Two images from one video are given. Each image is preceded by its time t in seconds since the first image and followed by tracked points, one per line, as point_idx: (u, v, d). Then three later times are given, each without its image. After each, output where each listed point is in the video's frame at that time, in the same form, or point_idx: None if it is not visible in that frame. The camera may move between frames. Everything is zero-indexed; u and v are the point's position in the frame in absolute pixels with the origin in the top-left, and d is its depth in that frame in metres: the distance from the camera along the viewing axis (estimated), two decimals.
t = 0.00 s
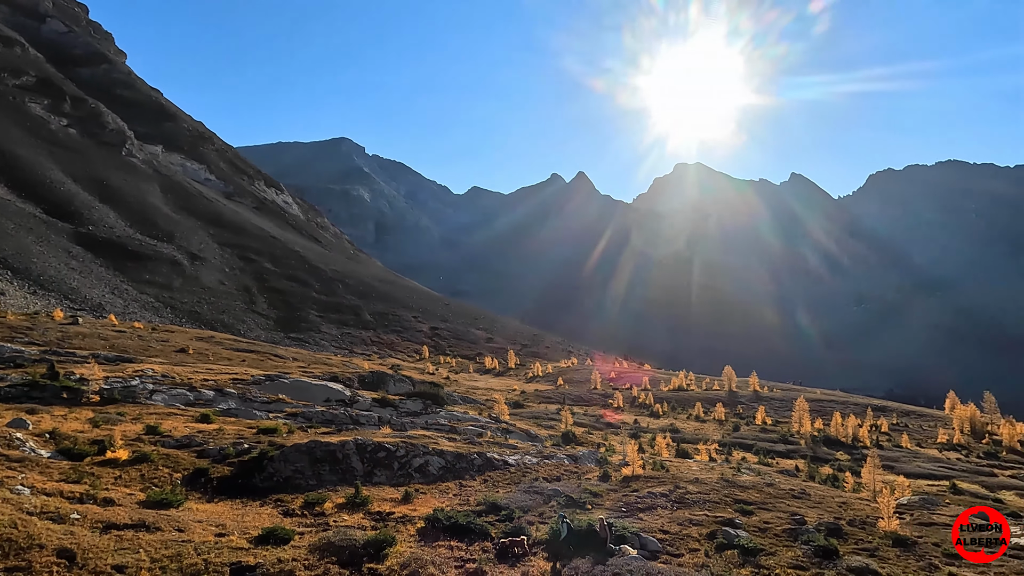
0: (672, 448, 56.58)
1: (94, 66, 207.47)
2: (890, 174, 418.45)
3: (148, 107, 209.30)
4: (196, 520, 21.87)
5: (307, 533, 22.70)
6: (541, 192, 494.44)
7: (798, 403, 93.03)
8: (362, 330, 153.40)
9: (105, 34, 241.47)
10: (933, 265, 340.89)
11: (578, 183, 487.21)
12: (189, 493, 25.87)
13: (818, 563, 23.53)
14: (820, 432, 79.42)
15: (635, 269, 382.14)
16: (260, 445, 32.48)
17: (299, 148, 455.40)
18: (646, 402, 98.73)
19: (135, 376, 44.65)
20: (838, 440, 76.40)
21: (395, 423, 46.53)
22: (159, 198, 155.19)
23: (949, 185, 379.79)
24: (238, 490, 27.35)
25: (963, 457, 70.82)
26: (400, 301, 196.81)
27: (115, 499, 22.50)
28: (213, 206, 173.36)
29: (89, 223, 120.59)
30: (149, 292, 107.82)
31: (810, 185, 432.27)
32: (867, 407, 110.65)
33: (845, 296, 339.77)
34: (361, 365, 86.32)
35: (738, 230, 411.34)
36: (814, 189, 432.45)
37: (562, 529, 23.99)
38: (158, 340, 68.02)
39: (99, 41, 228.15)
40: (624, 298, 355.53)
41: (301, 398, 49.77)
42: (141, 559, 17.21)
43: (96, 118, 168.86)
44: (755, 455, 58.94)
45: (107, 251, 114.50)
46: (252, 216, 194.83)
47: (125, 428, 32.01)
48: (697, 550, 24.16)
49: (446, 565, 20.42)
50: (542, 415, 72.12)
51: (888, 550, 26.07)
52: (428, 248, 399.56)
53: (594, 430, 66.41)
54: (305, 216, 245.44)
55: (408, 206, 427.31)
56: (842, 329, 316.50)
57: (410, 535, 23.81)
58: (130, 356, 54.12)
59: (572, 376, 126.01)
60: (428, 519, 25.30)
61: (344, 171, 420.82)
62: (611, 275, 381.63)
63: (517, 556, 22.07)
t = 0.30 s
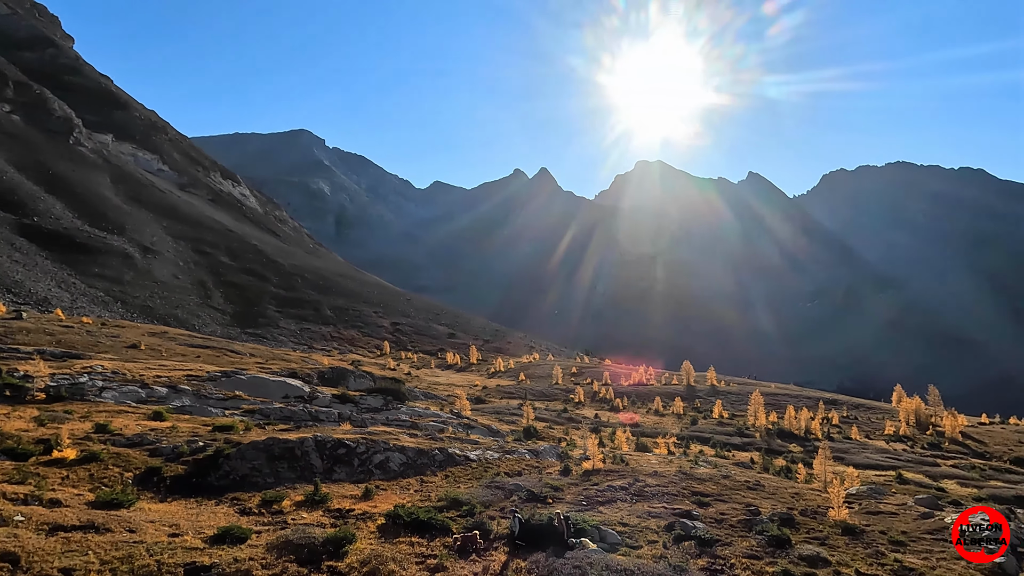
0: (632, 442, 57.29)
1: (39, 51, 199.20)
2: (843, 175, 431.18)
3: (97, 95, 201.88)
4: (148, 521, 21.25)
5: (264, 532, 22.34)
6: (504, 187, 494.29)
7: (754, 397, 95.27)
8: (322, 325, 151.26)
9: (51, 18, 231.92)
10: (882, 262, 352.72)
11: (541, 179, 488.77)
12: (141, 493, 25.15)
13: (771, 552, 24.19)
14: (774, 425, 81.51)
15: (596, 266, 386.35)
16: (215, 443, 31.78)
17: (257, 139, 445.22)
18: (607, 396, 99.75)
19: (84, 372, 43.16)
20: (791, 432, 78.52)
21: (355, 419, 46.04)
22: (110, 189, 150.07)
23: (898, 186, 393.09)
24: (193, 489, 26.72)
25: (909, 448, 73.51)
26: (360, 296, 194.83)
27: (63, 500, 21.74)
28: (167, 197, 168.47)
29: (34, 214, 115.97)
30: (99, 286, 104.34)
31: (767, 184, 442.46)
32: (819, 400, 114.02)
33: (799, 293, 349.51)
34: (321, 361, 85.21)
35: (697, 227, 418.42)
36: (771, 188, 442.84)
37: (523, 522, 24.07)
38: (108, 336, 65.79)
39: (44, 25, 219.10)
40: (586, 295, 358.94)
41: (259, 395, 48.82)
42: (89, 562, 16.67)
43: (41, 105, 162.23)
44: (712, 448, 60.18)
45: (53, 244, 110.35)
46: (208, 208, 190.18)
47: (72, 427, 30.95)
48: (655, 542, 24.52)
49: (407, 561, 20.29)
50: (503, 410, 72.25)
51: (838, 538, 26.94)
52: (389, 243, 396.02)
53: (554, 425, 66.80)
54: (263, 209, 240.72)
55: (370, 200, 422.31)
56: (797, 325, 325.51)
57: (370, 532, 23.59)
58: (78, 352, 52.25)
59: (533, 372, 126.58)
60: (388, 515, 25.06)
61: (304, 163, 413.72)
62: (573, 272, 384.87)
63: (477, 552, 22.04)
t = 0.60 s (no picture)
0: (602, 437, 57.82)
1: None
2: (809, 174, 439.64)
3: (56, 83, 195.93)
4: (110, 521, 20.80)
5: (231, 531, 21.98)
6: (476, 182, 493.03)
7: (722, 392, 96.89)
8: (291, 321, 149.31)
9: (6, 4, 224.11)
10: (847, 260, 360.67)
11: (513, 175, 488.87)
12: (103, 493, 24.56)
13: (737, 544, 24.64)
14: (741, 419, 82.95)
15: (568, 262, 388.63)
16: (181, 441, 31.20)
17: (223, 131, 436.37)
18: (577, 392, 100.47)
19: (42, 369, 41.94)
20: (757, 426, 80.06)
21: (325, 416, 45.57)
22: (69, 181, 145.83)
23: (864, 185, 402.60)
24: (157, 488, 26.16)
25: (869, 440, 75.54)
26: (330, 292, 192.85)
27: (19, 500, 21.12)
28: (129, 190, 164.33)
29: None
30: (59, 281, 101.48)
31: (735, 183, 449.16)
32: (785, 394, 116.43)
33: (766, 289, 355.85)
34: (289, 357, 84.15)
35: (667, 225, 422.84)
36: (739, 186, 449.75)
37: (495, 518, 24.11)
38: (68, 332, 63.95)
39: None
40: (557, 292, 360.38)
41: (226, 392, 48.02)
42: (48, 564, 16.25)
43: None
44: (681, 443, 61.03)
45: (9, 237, 106.94)
46: (173, 202, 186.24)
47: (31, 426, 30.07)
48: (624, 535, 24.81)
49: (378, 558, 20.20)
50: (474, 406, 72.26)
51: (801, 529, 27.64)
52: (360, 238, 392.15)
53: (525, 421, 67.06)
54: (230, 203, 236.56)
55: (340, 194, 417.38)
56: (764, 321, 331.22)
57: (340, 529, 23.43)
58: (36, 349, 50.75)
59: (504, 367, 126.74)
60: (359, 512, 24.89)
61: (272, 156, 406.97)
62: (544, 269, 385.94)
63: (449, 548, 22.02)
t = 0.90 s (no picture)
0: (573, 432, 58.14)
1: None
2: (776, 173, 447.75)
3: (13, 72, 189.68)
4: (70, 522, 20.30)
5: (197, 530, 21.62)
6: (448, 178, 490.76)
7: (690, 388, 98.23)
8: (258, 317, 146.95)
9: None
10: (812, 257, 368.20)
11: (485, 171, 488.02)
12: (62, 493, 23.91)
13: (705, 537, 25.04)
14: (709, 413, 84.20)
15: (539, 259, 390.14)
16: (144, 439, 30.50)
17: (188, 123, 427.10)
18: (548, 388, 100.92)
19: None
20: (725, 421, 81.41)
21: (294, 413, 45.06)
22: (26, 173, 141.28)
23: (828, 184, 411.58)
24: (119, 488, 25.56)
25: (833, 434, 77.30)
26: (299, 288, 190.38)
27: None
28: (90, 183, 159.86)
29: None
30: (16, 276, 98.41)
31: (704, 181, 455.09)
32: (751, 389, 118.47)
33: (734, 286, 361.53)
34: (256, 354, 82.88)
35: (637, 222, 427.19)
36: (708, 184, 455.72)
37: (467, 514, 24.17)
38: (25, 329, 62.03)
39: None
40: (530, 288, 361.28)
41: (191, 390, 47.11)
42: (7, 568, 15.80)
43: None
44: (650, 438, 61.72)
45: None
46: (135, 195, 181.75)
47: None
48: (594, 530, 25.01)
49: (348, 557, 20.04)
50: (445, 402, 72.13)
51: (766, 521, 28.18)
52: (329, 234, 387.42)
53: (497, 417, 67.15)
54: (195, 196, 231.83)
55: (309, 189, 411.62)
56: (732, 317, 336.92)
57: (309, 527, 23.23)
58: None
59: (475, 364, 126.50)
60: (328, 510, 24.66)
61: (239, 149, 399.67)
62: (517, 264, 386.09)
63: (420, 546, 21.94)
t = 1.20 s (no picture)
0: (542, 429, 58.36)
1: None
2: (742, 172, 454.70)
3: None
4: (25, 525, 19.67)
5: (159, 532, 21.15)
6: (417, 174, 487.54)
7: (658, 384, 99.36)
8: (223, 315, 144.17)
9: None
10: (776, 256, 375.22)
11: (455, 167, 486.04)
12: (15, 495, 23.17)
13: (671, 531, 25.38)
14: (676, 410, 85.31)
15: (509, 256, 391.11)
16: (103, 439, 29.66)
17: (150, 116, 416.51)
18: (518, 385, 101.14)
19: None
20: (691, 417, 82.56)
21: (260, 412, 44.35)
22: None
23: (793, 184, 419.31)
24: (76, 490, 24.87)
25: (796, 429, 78.91)
26: (265, 285, 187.43)
27: None
28: (46, 176, 155.04)
29: None
30: None
31: (673, 180, 460.17)
32: (718, 386, 120.35)
33: (702, 284, 366.37)
34: (221, 351, 81.28)
35: (608, 221, 430.06)
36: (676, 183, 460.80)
37: (435, 512, 24.06)
38: None
39: None
40: (501, 286, 361.61)
41: (152, 388, 46.00)
42: None
43: None
44: (619, 434, 62.29)
45: None
46: (94, 189, 176.77)
47: None
48: (563, 525, 25.16)
49: (314, 557, 19.79)
50: (414, 399, 71.71)
51: (731, 515, 28.67)
52: (297, 230, 381.89)
53: (466, 414, 67.03)
54: (158, 191, 226.33)
55: (275, 184, 404.95)
56: (700, 315, 341.88)
57: (275, 527, 22.88)
58: None
59: (445, 361, 126.04)
60: (295, 509, 24.36)
61: (203, 143, 391.26)
62: (487, 262, 385.76)
63: (389, 545, 21.77)
